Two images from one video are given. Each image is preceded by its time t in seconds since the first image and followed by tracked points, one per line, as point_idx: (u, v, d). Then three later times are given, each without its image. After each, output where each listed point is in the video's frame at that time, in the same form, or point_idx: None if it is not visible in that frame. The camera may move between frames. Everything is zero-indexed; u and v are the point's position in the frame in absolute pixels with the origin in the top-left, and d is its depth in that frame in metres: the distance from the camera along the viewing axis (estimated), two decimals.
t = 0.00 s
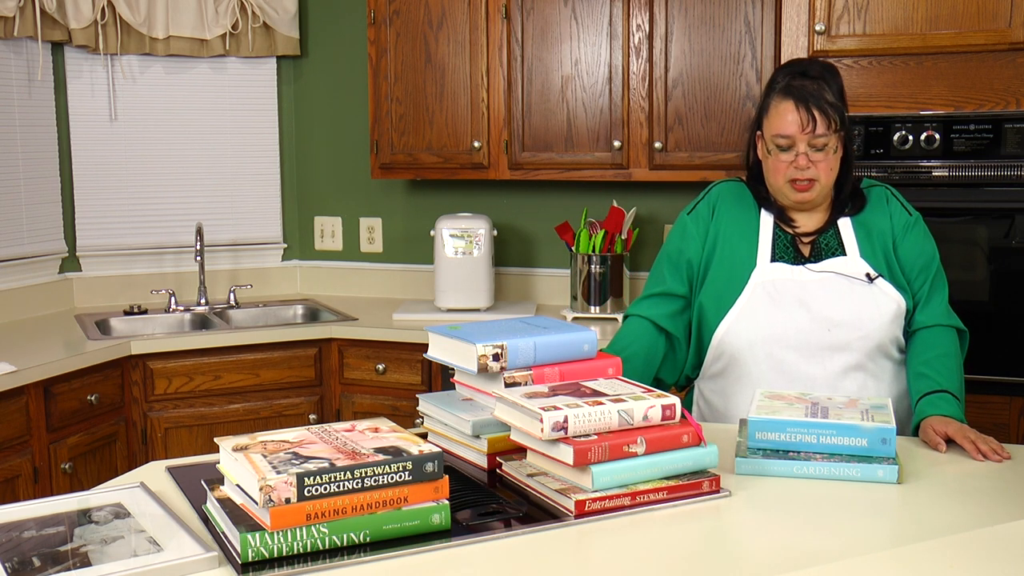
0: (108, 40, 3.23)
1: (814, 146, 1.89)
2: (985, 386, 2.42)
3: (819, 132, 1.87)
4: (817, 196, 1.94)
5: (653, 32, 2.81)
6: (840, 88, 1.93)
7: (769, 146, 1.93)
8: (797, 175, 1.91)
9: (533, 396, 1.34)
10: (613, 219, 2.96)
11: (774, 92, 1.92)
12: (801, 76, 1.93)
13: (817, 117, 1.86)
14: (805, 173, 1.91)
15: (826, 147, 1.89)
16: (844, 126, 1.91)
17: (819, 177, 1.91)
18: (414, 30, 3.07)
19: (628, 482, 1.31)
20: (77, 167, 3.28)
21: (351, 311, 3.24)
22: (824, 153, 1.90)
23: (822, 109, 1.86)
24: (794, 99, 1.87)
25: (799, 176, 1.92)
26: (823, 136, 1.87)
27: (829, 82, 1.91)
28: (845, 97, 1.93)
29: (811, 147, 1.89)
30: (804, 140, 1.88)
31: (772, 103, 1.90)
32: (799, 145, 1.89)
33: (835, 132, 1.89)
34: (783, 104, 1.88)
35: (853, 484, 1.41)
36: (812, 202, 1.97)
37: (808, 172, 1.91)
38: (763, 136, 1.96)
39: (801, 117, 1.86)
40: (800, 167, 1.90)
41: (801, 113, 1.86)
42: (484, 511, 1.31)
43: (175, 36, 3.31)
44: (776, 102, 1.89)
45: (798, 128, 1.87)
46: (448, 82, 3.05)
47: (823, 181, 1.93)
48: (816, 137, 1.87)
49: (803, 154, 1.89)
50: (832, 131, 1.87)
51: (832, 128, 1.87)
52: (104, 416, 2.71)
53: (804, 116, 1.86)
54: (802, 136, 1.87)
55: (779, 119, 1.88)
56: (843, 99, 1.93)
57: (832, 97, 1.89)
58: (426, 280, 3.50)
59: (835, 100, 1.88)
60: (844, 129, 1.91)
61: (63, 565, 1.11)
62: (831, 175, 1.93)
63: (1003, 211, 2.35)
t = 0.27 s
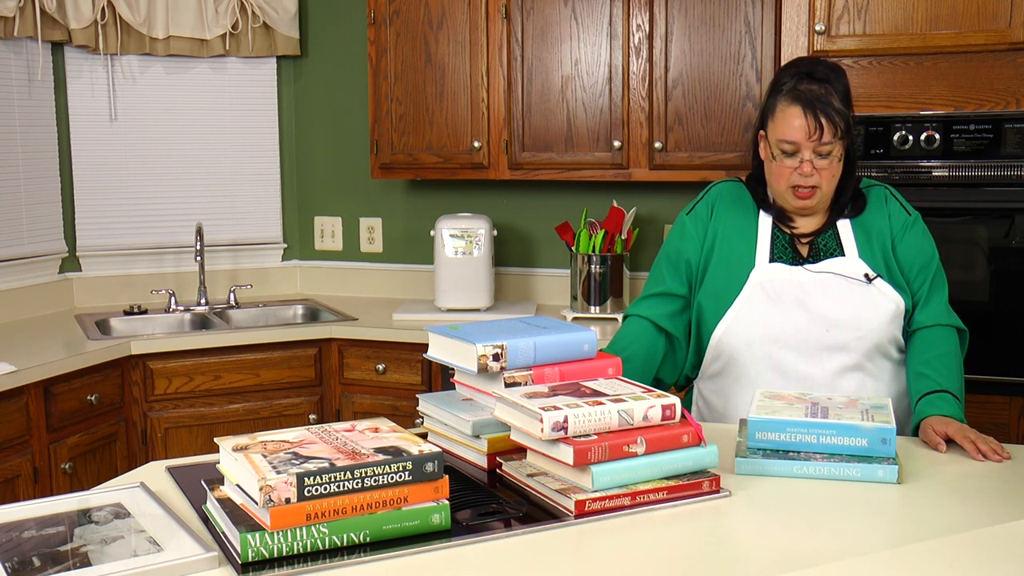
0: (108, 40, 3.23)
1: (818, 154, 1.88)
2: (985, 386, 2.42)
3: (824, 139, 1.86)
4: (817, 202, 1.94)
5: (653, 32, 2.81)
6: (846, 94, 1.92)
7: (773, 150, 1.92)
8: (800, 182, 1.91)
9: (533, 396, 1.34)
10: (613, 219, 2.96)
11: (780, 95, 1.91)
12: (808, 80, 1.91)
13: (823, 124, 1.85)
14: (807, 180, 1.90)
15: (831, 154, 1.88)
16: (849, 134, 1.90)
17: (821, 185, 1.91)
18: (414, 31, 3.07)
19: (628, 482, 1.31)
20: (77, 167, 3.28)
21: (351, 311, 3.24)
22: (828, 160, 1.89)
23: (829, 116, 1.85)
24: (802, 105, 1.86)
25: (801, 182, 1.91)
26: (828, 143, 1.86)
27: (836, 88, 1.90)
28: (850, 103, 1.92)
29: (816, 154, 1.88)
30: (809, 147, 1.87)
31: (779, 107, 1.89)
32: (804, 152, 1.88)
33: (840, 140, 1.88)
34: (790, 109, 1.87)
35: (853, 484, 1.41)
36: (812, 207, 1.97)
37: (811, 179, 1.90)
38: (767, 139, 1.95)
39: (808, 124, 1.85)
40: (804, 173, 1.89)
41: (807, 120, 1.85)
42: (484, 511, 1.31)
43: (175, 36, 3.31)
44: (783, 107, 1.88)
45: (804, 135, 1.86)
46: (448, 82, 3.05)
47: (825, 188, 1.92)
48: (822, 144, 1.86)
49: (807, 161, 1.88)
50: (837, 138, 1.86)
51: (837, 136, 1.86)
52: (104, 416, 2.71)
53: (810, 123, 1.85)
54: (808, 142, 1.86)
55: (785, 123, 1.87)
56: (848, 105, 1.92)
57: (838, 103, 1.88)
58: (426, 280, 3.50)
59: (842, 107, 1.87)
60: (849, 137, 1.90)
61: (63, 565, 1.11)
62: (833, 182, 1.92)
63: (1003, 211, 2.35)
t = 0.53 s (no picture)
0: (108, 40, 3.23)
1: (822, 154, 1.88)
2: (985, 386, 2.41)
3: (828, 140, 1.86)
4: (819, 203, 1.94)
5: (653, 32, 2.81)
6: (849, 95, 1.93)
7: (776, 150, 1.92)
8: (803, 182, 1.90)
9: (533, 396, 1.34)
10: (613, 219, 2.96)
11: (785, 96, 1.91)
12: (812, 81, 1.91)
13: (828, 125, 1.85)
14: (810, 181, 1.90)
15: (834, 155, 1.88)
16: (852, 136, 1.90)
17: (823, 186, 1.91)
18: (414, 30, 3.07)
19: (628, 482, 1.31)
20: (77, 167, 3.28)
21: (351, 311, 3.24)
22: (831, 161, 1.89)
23: (833, 117, 1.85)
24: (807, 105, 1.86)
25: (804, 182, 1.90)
26: (832, 144, 1.86)
27: (840, 90, 1.91)
28: (853, 103, 1.93)
29: (820, 155, 1.88)
30: (813, 147, 1.87)
31: (784, 107, 1.89)
32: (807, 152, 1.88)
33: (843, 141, 1.88)
34: (795, 109, 1.87)
35: (853, 484, 1.41)
36: (813, 208, 1.97)
37: (814, 180, 1.90)
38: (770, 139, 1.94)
39: (813, 124, 1.85)
40: (807, 173, 1.89)
41: (812, 120, 1.85)
42: (484, 511, 1.31)
43: (175, 36, 3.31)
44: (788, 107, 1.88)
45: (809, 135, 1.85)
46: (448, 82, 3.05)
47: (827, 189, 1.92)
48: (825, 145, 1.86)
49: (811, 161, 1.88)
50: (841, 139, 1.86)
51: (841, 137, 1.86)
52: (104, 416, 2.71)
53: (815, 123, 1.85)
54: (812, 143, 1.86)
55: (790, 123, 1.87)
56: (851, 105, 1.93)
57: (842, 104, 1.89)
58: (426, 280, 3.50)
59: (846, 109, 1.87)
60: (851, 139, 1.91)
61: (63, 565, 1.11)
62: (835, 183, 1.92)
63: (1003, 211, 2.35)
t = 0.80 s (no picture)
0: (108, 40, 3.23)
1: (823, 154, 1.88)
2: (985, 386, 2.41)
3: (829, 140, 1.86)
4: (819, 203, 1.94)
5: (653, 32, 2.81)
6: (850, 94, 1.92)
7: (777, 150, 1.92)
8: (804, 182, 1.90)
9: (533, 396, 1.34)
10: (613, 219, 2.96)
11: (787, 95, 1.91)
12: (813, 81, 1.91)
13: (829, 124, 1.85)
14: (811, 181, 1.90)
15: (835, 155, 1.88)
16: (852, 136, 1.90)
17: (824, 186, 1.90)
18: (414, 31, 3.07)
19: (628, 482, 1.31)
20: (77, 167, 3.28)
21: (352, 311, 3.24)
22: (832, 161, 1.89)
23: (834, 117, 1.85)
24: (809, 105, 1.86)
25: (805, 183, 1.90)
26: (833, 144, 1.87)
27: (842, 90, 1.91)
28: (855, 103, 1.93)
29: (821, 154, 1.88)
30: (814, 147, 1.87)
31: (785, 107, 1.89)
32: (808, 152, 1.88)
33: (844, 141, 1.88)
34: (796, 109, 1.87)
35: (853, 484, 1.41)
36: (814, 208, 1.97)
37: (815, 180, 1.90)
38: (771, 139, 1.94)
39: (814, 124, 1.85)
40: (808, 173, 1.89)
41: (814, 120, 1.85)
42: (484, 511, 1.31)
43: (175, 36, 3.31)
44: (789, 107, 1.88)
45: (810, 135, 1.85)
46: (448, 82, 3.05)
47: (827, 189, 1.92)
48: (826, 145, 1.87)
49: (812, 161, 1.88)
50: (842, 139, 1.87)
51: (842, 137, 1.86)
52: (104, 416, 2.71)
53: (816, 123, 1.85)
54: (813, 143, 1.86)
55: (791, 123, 1.87)
56: (853, 105, 1.92)
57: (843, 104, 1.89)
58: (426, 280, 3.50)
59: (847, 108, 1.87)
60: (852, 139, 1.91)
61: (63, 565, 1.11)
62: (836, 183, 1.92)
63: (1003, 211, 2.35)
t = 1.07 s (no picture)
0: (108, 40, 3.23)
1: (824, 154, 1.88)
2: (985, 387, 2.41)
3: (830, 140, 1.86)
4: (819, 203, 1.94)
5: (653, 32, 2.81)
6: (851, 95, 1.92)
7: (778, 150, 1.92)
8: (804, 182, 1.90)
9: (533, 396, 1.34)
10: (613, 219, 2.96)
11: (788, 95, 1.91)
12: (814, 81, 1.91)
13: (829, 125, 1.85)
14: (811, 181, 1.90)
15: (835, 155, 1.88)
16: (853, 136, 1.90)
17: (825, 186, 1.90)
18: (414, 31, 3.07)
19: (628, 482, 1.31)
20: (77, 167, 3.28)
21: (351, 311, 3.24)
22: (833, 161, 1.89)
23: (835, 117, 1.85)
24: (809, 105, 1.86)
25: (805, 183, 1.90)
26: (833, 145, 1.87)
27: (843, 90, 1.91)
28: (855, 103, 1.92)
29: (821, 154, 1.88)
30: (815, 147, 1.87)
31: (786, 107, 1.89)
32: (809, 152, 1.88)
33: (845, 142, 1.88)
34: (797, 109, 1.87)
35: (853, 484, 1.41)
36: (814, 208, 1.97)
37: (815, 180, 1.89)
38: (771, 139, 1.95)
39: (815, 124, 1.85)
40: (808, 173, 1.89)
41: (814, 120, 1.85)
42: (484, 511, 1.31)
43: (175, 36, 3.31)
44: (790, 107, 1.88)
45: (810, 135, 1.85)
46: (448, 82, 3.05)
47: (828, 189, 1.92)
48: (827, 145, 1.87)
49: (812, 161, 1.88)
50: (843, 140, 1.87)
51: (843, 137, 1.86)
52: (104, 416, 2.71)
53: (817, 123, 1.85)
54: (813, 143, 1.86)
55: (791, 123, 1.87)
56: (853, 106, 1.92)
57: (844, 104, 1.88)
58: (426, 280, 3.50)
59: (848, 109, 1.87)
60: (853, 139, 1.91)
61: (63, 565, 1.11)
62: (836, 184, 1.92)
63: (1003, 211, 2.35)
